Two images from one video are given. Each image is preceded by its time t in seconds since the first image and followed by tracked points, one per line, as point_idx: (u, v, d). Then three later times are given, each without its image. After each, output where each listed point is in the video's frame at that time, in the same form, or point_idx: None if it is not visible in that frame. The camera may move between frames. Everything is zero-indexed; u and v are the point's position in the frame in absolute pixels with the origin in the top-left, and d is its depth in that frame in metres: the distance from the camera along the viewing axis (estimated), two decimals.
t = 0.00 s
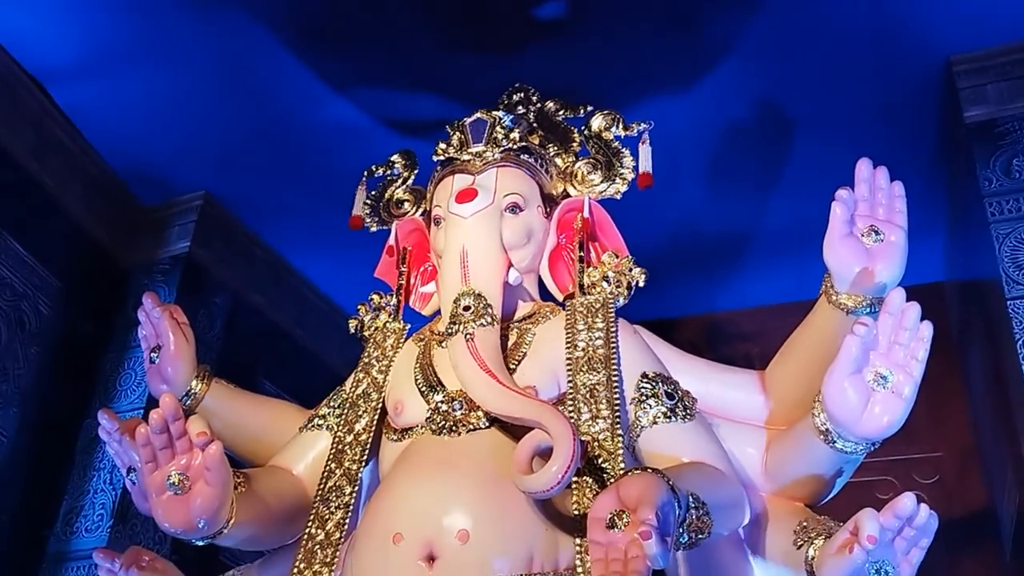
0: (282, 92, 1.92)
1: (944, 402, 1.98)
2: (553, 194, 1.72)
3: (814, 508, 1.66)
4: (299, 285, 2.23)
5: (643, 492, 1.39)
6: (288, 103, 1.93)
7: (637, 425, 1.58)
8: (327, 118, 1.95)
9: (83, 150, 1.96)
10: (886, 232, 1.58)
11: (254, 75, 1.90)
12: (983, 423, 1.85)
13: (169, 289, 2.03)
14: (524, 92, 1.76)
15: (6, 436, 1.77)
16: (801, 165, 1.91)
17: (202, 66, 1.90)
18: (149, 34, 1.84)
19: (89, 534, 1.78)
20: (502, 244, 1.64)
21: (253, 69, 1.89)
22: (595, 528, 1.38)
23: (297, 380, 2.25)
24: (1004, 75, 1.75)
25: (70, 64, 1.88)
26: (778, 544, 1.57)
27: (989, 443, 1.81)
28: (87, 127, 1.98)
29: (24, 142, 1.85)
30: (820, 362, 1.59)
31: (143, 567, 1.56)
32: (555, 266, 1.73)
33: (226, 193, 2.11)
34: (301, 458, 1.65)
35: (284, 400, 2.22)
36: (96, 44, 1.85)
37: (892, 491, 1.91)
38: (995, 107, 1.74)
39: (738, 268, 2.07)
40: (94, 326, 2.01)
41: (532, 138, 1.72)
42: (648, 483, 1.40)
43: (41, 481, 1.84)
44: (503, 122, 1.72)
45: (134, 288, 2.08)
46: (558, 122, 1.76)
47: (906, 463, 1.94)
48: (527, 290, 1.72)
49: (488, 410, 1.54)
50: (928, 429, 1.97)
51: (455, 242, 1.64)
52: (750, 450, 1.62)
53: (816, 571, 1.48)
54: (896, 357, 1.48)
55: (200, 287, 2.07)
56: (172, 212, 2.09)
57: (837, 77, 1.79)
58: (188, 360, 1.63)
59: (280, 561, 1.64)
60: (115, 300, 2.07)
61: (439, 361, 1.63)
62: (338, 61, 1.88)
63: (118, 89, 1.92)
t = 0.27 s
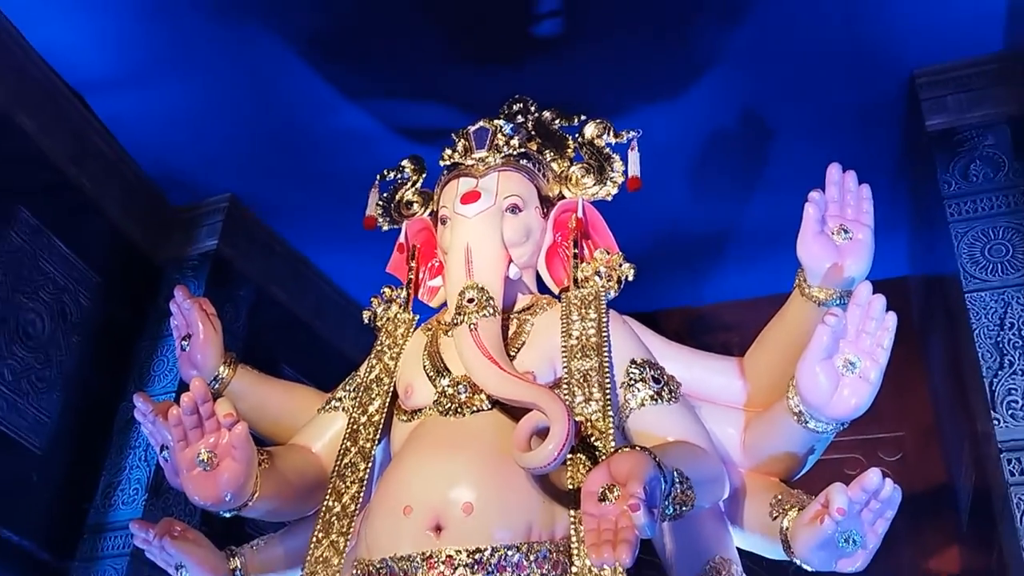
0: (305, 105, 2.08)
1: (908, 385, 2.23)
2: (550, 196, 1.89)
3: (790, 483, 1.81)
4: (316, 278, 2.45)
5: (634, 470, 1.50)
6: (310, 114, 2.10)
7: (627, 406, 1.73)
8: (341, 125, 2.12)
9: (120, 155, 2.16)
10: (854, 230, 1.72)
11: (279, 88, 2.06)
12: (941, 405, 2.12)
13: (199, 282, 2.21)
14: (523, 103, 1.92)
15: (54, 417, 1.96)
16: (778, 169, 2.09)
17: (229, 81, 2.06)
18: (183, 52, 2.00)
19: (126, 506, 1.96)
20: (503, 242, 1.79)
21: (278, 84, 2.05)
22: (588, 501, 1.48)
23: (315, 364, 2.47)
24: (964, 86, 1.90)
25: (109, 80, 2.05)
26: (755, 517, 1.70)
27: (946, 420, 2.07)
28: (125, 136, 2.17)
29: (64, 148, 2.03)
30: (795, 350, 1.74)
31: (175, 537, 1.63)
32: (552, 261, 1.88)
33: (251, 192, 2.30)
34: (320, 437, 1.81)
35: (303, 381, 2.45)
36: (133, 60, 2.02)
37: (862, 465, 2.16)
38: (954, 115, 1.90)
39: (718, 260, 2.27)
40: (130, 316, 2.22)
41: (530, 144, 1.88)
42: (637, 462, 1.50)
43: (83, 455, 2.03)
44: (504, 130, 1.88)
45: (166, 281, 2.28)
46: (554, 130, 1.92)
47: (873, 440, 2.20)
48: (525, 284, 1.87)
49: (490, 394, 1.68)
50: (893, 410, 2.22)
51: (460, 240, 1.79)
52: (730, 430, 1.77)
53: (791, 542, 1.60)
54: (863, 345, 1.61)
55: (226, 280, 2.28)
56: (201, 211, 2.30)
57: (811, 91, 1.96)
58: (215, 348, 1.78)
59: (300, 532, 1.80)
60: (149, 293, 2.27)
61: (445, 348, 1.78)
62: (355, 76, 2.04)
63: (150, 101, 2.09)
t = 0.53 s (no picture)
0: (335, 104, 2.47)
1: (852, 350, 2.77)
2: (546, 185, 2.15)
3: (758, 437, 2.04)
4: (346, 260, 2.97)
5: (620, 423, 1.63)
6: (339, 112, 2.49)
7: (613, 369, 1.97)
8: (366, 124, 2.51)
9: (167, 153, 2.64)
10: (813, 216, 1.95)
11: (309, 89, 2.44)
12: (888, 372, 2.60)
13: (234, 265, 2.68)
14: (523, 104, 2.20)
15: (112, 379, 2.44)
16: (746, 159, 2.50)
17: (270, 85, 2.45)
18: (227, 61, 2.39)
19: (177, 456, 2.45)
20: (505, 226, 2.03)
21: (310, 84, 2.43)
22: (578, 451, 1.62)
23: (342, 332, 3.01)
24: (908, 90, 2.29)
25: (167, 82, 2.47)
26: (726, 466, 1.92)
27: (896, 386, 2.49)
28: (172, 134, 2.63)
29: (121, 147, 2.53)
30: (761, 320, 1.98)
31: (219, 482, 1.85)
32: (549, 244, 2.13)
33: (290, 185, 2.77)
34: (345, 396, 2.07)
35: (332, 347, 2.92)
36: (181, 70, 2.43)
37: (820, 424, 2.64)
38: (901, 115, 2.29)
39: (690, 244, 2.72)
40: (180, 290, 2.74)
41: (530, 140, 2.14)
42: (622, 417, 1.64)
43: (139, 412, 2.53)
44: (507, 127, 2.13)
45: (210, 260, 2.82)
46: (550, 128, 2.19)
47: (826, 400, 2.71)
48: (525, 263, 2.13)
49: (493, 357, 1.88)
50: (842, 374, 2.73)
51: (468, 224, 2.04)
52: (704, 390, 2.02)
53: (757, 488, 1.77)
54: (820, 315, 1.81)
55: (265, 260, 2.80)
56: (238, 202, 2.80)
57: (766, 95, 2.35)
58: (253, 318, 2.04)
59: (328, 478, 2.06)
60: (195, 271, 2.81)
61: (455, 320, 2.01)
62: (381, 79, 2.41)
63: (202, 100, 2.51)
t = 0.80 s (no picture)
0: (342, 94, 2.55)
1: (840, 332, 2.88)
2: (544, 172, 2.23)
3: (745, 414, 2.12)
4: (351, 244, 3.08)
5: (613, 401, 1.71)
6: (347, 102, 2.57)
7: (607, 349, 2.05)
8: (372, 114, 2.60)
9: (180, 141, 2.73)
10: (800, 202, 2.02)
11: (320, 80, 2.52)
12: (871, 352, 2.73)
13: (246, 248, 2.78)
14: (521, 95, 2.28)
15: (128, 358, 2.54)
16: (738, 145, 2.60)
17: (277, 77, 2.53)
18: (236, 54, 2.47)
19: (191, 432, 2.55)
20: (504, 213, 2.11)
21: (319, 75, 2.51)
22: (575, 427, 1.70)
23: (349, 314, 3.12)
24: (894, 81, 2.41)
25: (180, 74, 2.55)
26: (715, 442, 2.00)
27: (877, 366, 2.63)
28: (185, 123, 2.72)
29: (135, 134, 2.61)
30: (750, 302, 2.05)
31: (231, 457, 1.93)
32: (546, 229, 2.22)
33: (299, 173, 2.86)
34: (351, 375, 2.16)
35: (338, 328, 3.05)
36: (192, 62, 2.50)
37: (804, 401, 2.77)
38: (886, 105, 2.40)
39: (682, 227, 2.86)
40: (192, 274, 2.84)
41: (528, 129, 2.23)
42: (615, 395, 1.71)
43: (153, 391, 2.62)
44: (506, 117, 2.21)
45: (221, 244, 2.92)
46: (546, 117, 2.28)
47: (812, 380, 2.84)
48: (523, 248, 2.21)
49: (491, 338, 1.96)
50: (829, 356, 2.86)
51: (469, 211, 2.13)
52: (695, 369, 2.10)
53: (745, 462, 1.84)
54: (807, 298, 1.87)
55: (275, 246, 2.89)
56: (250, 188, 2.89)
57: (756, 84, 2.45)
58: (262, 300, 2.12)
59: (335, 454, 2.16)
60: (207, 255, 2.91)
61: (456, 303, 2.09)
62: (386, 71, 2.49)
63: (215, 91, 2.59)
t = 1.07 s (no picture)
0: (342, 74, 2.54)
1: (840, 314, 2.88)
2: (544, 154, 2.22)
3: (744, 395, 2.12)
4: (350, 225, 3.07)
5: (612, 382, 1.71)
6: (347, 82, 2.56)
7: (607, 331, 2.05)
8: (371, 94, 2.59)
9: (179, 121, 2.72)
10: (801, 182, 2.00)
11: (319, 60, 2.51)
12: (870, 334, 2.74)
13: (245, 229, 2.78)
14: (521, 75, 2.28)
15: (128, 338, 2.55)
16: (738, 126, 2.60)
17: (276, 56, 2.51)
18: (235, 33, 2.45)
19: (192, 412, 2.56)
20: (504, 194, 2.11)
21: (317, 54, 2.49)
22: (574, 408, 1.70)
23: (348, 295, 3.12)
24: (896, 62, 2.40)
25: (178, 54, 2.54)
26: (714, 423, 2.00)
27: (875, 348, 2.63)
28: (183, 102, 2.71)
29: (134, 114, 2.60)
30: (750, 283, 2.05)
31: (232, 437, 1.94)
32: (546, 211, 2.21)
33: (298, 154, 2.86)
34: (351, 355, 2.16)
35: (337, 309, 3.05)
36: (190, 41, 2.49)
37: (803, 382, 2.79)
38: (887, 86, 2.39)
39: (682, 208, 2.85)
40: (191, 255, 2.84)
41: (528, 110, 2.21)
42: (614, 376, 1.72)
43: (153, 371, 2.63)
44: (506, 97, 2.21)
45: (221, 224, 2.91)
46: (546, 98, 2.28)
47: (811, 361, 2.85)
48: (523, 229, 2.21)
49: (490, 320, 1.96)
50: (828, 338, 2.86)
51: (468, 191, 2.12)
52: (695, 351, 2.10)
53: (743, 443, 1.84)
54: (807, 279, 1.86)
55: (274, 226, 2.89)
56: (250, 168, 2.89)
57: (757, 65, 2.43)
58: (262, 282, 2.12)
59: (336, 434, 2.16)
60: (207, 235, 2.91)
61: (455, 284, 2.09)
62: (385, 51, 2.48)
63: (214, 70, 2.58)
